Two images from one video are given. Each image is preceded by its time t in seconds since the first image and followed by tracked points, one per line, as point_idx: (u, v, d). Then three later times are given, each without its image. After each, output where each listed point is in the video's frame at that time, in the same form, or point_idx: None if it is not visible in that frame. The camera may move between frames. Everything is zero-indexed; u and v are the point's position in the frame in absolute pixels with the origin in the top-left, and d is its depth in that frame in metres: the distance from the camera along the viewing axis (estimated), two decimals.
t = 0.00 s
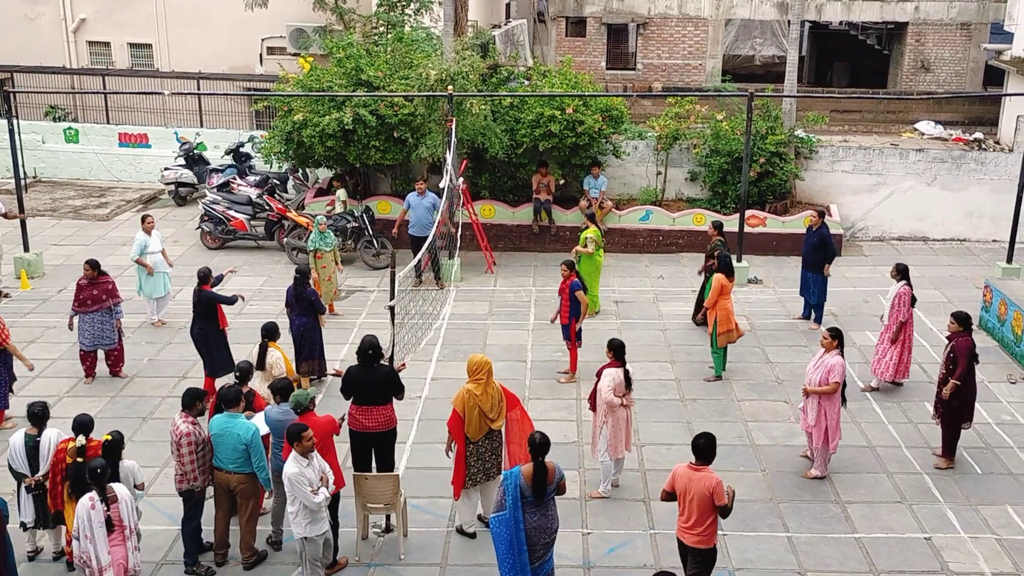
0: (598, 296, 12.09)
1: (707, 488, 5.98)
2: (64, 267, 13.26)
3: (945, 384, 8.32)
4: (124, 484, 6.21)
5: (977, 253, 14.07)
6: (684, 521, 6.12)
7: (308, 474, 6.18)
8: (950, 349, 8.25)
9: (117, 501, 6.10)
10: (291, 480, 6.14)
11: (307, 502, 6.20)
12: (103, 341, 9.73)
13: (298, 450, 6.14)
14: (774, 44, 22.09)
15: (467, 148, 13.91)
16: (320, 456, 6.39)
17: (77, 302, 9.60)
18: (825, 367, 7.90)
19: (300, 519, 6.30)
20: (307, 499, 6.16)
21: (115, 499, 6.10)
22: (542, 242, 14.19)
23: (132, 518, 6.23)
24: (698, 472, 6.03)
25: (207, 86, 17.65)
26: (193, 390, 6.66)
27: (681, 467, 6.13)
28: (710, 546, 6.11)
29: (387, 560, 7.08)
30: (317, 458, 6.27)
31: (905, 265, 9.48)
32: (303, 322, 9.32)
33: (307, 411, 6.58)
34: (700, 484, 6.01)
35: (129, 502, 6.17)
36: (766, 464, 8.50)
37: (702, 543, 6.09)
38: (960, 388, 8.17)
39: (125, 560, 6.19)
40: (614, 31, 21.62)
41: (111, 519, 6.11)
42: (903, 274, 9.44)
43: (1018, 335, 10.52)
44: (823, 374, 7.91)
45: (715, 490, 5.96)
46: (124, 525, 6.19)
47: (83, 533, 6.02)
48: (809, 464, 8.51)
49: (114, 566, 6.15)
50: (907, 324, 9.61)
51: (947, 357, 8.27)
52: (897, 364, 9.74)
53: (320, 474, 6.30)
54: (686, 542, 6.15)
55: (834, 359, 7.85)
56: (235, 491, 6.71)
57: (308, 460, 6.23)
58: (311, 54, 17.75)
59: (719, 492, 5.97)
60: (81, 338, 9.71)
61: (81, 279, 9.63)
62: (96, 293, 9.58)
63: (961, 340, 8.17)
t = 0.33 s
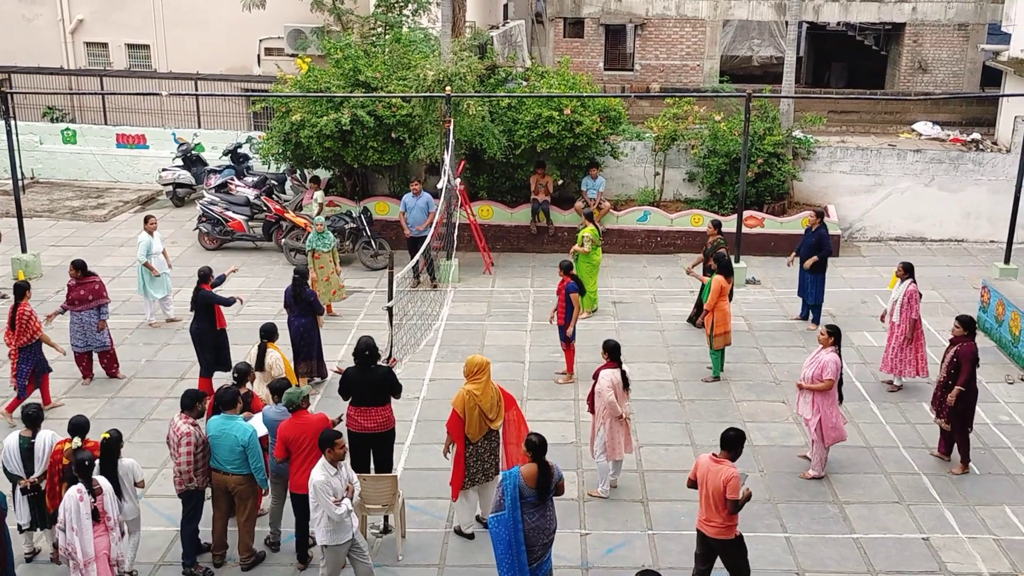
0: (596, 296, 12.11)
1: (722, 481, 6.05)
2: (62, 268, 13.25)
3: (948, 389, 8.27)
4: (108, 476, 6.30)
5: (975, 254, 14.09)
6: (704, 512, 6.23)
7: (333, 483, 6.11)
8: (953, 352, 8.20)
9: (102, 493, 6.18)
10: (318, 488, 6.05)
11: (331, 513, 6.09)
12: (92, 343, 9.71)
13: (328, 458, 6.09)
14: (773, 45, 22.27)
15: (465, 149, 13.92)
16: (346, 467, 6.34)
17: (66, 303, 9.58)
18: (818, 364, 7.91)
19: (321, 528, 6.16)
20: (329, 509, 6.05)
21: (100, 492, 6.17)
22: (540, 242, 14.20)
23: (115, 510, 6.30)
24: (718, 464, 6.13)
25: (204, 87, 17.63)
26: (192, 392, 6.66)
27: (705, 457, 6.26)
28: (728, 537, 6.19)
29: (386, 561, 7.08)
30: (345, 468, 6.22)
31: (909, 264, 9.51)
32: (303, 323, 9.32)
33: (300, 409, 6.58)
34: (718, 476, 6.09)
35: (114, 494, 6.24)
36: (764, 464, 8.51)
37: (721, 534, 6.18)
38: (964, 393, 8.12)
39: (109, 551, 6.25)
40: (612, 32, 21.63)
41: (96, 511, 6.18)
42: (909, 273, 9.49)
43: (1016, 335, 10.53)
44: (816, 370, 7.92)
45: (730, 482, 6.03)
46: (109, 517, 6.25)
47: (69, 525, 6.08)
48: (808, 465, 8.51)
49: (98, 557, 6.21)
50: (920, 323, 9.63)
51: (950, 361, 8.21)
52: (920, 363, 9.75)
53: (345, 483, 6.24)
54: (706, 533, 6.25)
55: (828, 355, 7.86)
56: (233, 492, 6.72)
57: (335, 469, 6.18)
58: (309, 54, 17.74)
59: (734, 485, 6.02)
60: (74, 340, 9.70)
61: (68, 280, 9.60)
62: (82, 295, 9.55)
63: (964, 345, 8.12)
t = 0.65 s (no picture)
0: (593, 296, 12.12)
1: (758, 485, 6.08)
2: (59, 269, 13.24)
3: (958, 396, 8.21)
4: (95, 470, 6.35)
5: (972, 254, 14.09)
6: (741, 513, 6.26)
7: (371, 488, 6.07)
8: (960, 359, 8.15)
9: (89, 487, 6.23)
10: (356, 493, 6.02)
11: (370, 518, 6.09)
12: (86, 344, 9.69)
13: (365, 464, 6.04)
14: (769, 46, 21.98)
15: (462, 151, 13.93)
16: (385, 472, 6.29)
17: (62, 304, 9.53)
18: (811, 359, 7.97)
19: (361, 535, 6.19)
20: (369, 514, 6.06)
21: (87, 485, 6.22)
22: (537, 243, 14.21)
23: (103, 505, 6.32)
24: (756, 466, 6.17)
25: (201, 88, 17.61)
26: (188, 394, 6.64)
27: (742, 459, 6.30)
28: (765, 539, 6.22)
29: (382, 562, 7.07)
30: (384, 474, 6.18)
31: (915, 264, 9.52)
32: (301, 325, 9.31)
33: (296, 410, 6.57)
34: (755, 479, 6.12)
35: (101, 488, 6.29)
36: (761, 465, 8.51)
37: (757, 535, 6.21)
38: (977, 401, 8.08)
39: (94, 546, 6.26)
40: (609, 32, 21.65)
41: (83, 505, 6.21)
42: (914, 274, 9.50)
43: (1013, 336, 10.54)
44: (808, 366, 7.96)
45: (768, 486, 6.06)
46: (94, 511, 6.27)
47: (54, 516, 6.13)
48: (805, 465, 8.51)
49: (82, 551, 6.24)
50: (924, 324, 9.62)
51: (959, 369, 8.16)
52: (929, 363, 9.73)
53: (385, 489, 6.21)
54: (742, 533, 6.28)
55: (820, 350, 7.93)
56: (231, 494, 6.69)
57: (373, 474, 6.14)
58: (306, 55, 17.72)
59: (772, 489, 6.05)
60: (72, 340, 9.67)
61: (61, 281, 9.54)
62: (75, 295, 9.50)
63: (971, 352, 8.07)
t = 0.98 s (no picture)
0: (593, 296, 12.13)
1: (790, 480, 6.16)
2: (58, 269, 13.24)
3: (962, 401, 8.21)
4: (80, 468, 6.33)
5: (971, 254, 14.10)
6: (769, 507, 6.32)
7: (403, 494, 6.11)
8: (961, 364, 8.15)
9: (71, 485, 6.23)
10: (388, 499, 6.06)
11: (401, 524, 6.15)
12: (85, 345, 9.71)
13: (397, 469, 6.08)
14: (768, 46, 21.95)
15: (461, 151, 13.94)
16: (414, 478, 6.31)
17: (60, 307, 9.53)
18: (808, 356, 7.99)
19: (389, 538, 6.18)
20: (400, 520, 6.12)
21: (69, 483, 6.21)
22: (536, 244, 14.21)
23: (86, 503, 6.31)
24: (786, 460, 6.25)
25: (200, 88, 17.61)
26: (186, 395, 6.64)
27: (772, 454, 6.38)
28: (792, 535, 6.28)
29: (382, 562, 7.06)
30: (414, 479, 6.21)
31: (919, 268, 9.39)
32: (300, 326, 9.31)
33: (294, 410, 6.56)
34: (785, 475, 6.20)
35: (83, 485, 6.27)
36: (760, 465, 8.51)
37: (784, 530, 6.27)
38: (983, 406, 8.08)
39: (75, 543, 6.27)
40: (608, 33, 21.67)
41: (65, 502, 6.21)
42: (918, 276, 9.42)
43: (1012, 336, 10.55)
44: (806, 364, 7.99)
45: (798, 480, 6.15)
46: (77, 508, 6.27)
47: (36, 512, 6.16)
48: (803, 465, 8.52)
49: (65, 547, 6.25)
50: (925, 326, 9.63)
51: (963, 375, 8.14)
52: (927, 363, 9.75)
53: (415, 495, 6.24)
54: (769, 529, 6.33)
55: (816, 348, 7.95)
56: (232, 494, 6.69)
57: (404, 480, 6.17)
58: (305, 56, 17.72)
59: (804, 485, 6.14)
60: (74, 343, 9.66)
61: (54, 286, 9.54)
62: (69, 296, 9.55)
63: (974, 356, 8.07)
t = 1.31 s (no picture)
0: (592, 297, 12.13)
1: (815, 472, 6.24)
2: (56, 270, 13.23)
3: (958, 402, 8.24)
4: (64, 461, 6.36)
5: (969, 255, 14.10)
6: (798, 501, 6.40)
7: (440, 507, 5.99)
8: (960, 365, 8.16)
9: (53, 478, 6.26)
10: (425, 513, 5.94)
11: (438, 538, 6.03)
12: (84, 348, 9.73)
13: (431, 482, 5.95)
14: (767, 46, 21.98)
15: (460, 152, 13.94)
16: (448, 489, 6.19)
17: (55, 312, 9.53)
18: (801, 356, 8.00)
19: (427, 555, 6.09)
20: (439, 535, 6.01)
21: (51, 476, 6.24)
22: (535, 244, 14.22)
23: (68, 496, 6.34)
24: (814, 453, 6.33)
25: (199, 89, 17.62)
26: (185, 396, 6.63)
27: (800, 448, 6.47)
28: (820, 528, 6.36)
29: (382, 563, 7.04)
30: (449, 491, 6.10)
31: (918, 268, 9.42)
32: (297, 326, 9.31)
33: (294, 411, 6.57)
34: (811, 468, 6.28)
35: (65, 478, 6.30)
36: (759, 465, 8.51)
37: (812, 523, 6.35)
38: (971, 409, 8.11)
39: (55, 535, 6.31)
40: (606, 33, 21.69)
41: (46, 495, 6.23)
42: (917, 275, 9.45)
43: (1010, 337, 10.55)
44: (799, 364, 8.00)
45: (824, 472, 6.22)
46: (58, 501, 6.30)
47: (18, 504, 6.21)
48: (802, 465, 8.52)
49: (44, 539, 6.28)
50: (924, 327, 9.63)
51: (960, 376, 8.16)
52: (925, 364, 9.74)
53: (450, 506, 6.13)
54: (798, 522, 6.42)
55: (808, 349, 7.95)
56: (233, 494, 6.69)
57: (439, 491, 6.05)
58: (304, 56, 17.72)
59: (829, 476, 6.21)
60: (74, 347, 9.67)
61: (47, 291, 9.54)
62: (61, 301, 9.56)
63: (973, 358, 8.06)
